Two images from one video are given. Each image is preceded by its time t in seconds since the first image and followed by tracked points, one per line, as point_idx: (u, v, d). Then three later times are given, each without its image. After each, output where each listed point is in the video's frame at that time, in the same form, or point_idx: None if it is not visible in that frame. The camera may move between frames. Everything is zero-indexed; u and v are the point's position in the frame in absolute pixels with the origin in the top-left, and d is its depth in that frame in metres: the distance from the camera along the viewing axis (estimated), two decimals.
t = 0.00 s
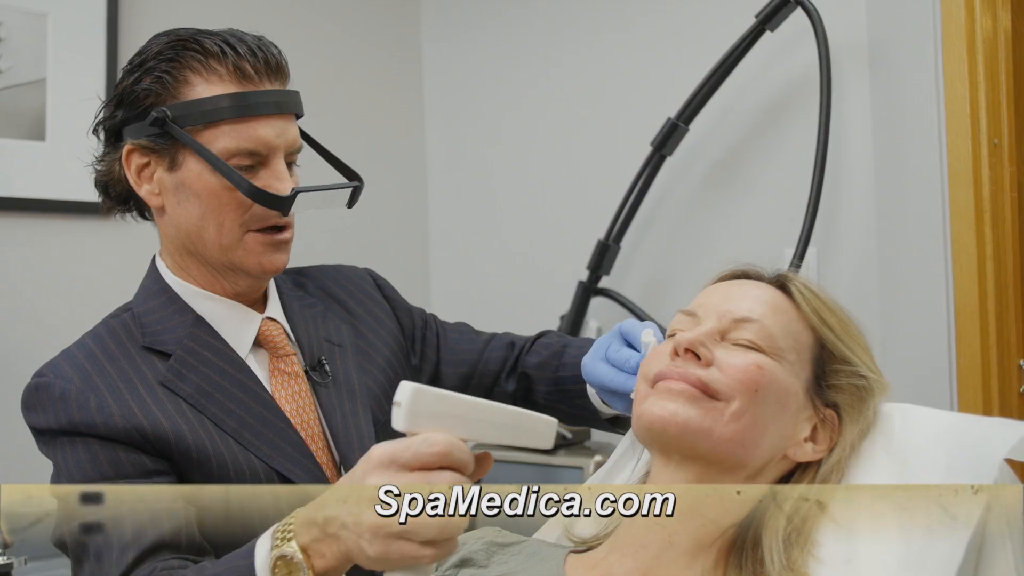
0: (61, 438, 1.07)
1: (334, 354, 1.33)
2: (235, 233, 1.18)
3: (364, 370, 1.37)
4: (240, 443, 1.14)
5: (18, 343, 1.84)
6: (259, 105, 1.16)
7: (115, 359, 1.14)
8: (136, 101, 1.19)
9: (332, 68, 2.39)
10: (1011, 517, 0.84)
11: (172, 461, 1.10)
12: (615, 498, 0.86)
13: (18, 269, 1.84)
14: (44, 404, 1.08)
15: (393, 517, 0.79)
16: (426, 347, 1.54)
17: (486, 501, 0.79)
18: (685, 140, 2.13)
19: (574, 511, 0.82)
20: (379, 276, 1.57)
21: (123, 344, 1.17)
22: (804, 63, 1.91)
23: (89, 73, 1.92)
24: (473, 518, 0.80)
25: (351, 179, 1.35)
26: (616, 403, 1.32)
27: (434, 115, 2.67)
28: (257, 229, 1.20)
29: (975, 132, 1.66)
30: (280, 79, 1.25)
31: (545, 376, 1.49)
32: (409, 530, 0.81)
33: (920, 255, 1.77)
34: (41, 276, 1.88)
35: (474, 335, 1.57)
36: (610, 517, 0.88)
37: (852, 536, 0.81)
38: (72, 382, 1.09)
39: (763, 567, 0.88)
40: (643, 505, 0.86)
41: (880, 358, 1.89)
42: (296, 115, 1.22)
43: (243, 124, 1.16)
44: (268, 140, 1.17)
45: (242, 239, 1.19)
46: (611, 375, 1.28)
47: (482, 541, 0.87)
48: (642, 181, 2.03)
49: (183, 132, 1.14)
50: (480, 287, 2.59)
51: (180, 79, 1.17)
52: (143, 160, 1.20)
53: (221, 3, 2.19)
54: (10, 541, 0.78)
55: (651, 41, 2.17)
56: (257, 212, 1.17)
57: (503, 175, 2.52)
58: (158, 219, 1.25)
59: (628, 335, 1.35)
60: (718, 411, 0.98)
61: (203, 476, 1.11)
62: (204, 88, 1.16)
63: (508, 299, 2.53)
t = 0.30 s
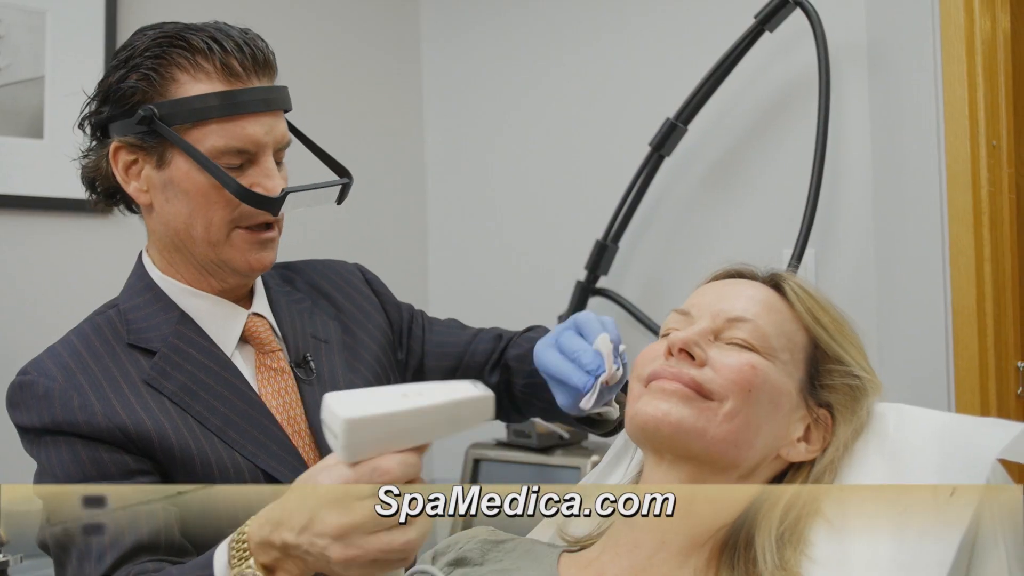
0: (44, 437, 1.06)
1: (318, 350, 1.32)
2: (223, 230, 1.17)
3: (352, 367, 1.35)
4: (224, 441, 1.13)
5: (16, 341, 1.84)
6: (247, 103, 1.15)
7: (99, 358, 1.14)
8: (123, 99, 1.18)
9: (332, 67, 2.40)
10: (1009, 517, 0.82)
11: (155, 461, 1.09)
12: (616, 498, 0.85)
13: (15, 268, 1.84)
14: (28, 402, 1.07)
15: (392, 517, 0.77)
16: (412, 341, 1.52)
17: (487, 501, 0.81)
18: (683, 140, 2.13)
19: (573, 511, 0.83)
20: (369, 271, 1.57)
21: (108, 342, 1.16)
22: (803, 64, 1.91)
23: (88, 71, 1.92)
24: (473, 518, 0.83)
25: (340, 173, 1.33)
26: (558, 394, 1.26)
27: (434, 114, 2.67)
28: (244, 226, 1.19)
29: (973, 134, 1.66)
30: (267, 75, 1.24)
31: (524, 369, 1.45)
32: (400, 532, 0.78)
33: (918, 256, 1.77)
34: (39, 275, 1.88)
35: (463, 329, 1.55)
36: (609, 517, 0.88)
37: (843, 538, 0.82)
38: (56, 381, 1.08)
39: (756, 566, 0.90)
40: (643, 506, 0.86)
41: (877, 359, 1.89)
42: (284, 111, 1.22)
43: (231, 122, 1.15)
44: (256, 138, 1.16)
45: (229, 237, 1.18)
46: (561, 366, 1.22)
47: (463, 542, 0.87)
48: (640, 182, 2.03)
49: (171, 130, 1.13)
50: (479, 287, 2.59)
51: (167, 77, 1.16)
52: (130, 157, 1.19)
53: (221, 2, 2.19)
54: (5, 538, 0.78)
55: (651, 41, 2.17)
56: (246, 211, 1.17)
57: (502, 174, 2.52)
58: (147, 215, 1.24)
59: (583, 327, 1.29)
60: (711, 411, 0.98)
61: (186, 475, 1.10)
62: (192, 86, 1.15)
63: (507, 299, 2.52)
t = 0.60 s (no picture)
0: (54, 424, 1.07)
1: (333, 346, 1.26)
2: (230, 220, 1.16)
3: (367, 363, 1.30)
4: (227, 434, 1.10)
5: (14, 340, 1.84)
6: (231, 92, 1.13)
7: (113, 347, 1.14)
8: (117, 110, 1.17)
9: (331, 67, 2.40)
10: (1009, 516, 0.82)
11: (161, 451, 1.08)
12: (616, 498, 0.86)
13: (14, 267, 1.84)
14: (42, 388, 1.09)
15: (393, 516, 0.79)
16: (433, 339, 1.48)
17: (486, 501, 0.81)
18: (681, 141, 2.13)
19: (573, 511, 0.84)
20: (388, 267, 1.53)
21: (123, 332, 1.16)
22: (801, 65, 1.91)
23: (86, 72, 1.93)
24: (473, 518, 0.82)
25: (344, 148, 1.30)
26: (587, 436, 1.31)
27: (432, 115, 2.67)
28: (251, 212, 1.18)
29: (971, 135, 1.66)
30: (254, 62, 1.22)
31: (544, 374, 1.46)
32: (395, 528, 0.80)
33: (916, 258, 1.77)
34: (36, 275, 1.88)
35: (481, 326, 1.53)
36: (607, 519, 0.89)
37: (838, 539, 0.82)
38: (68, 368, 1.09)
39: (752, 568, 0.89)
40: (643, 505, 0.86)
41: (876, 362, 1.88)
42: (275, 93, 1.19)
43: (220, 113, 1.13)
44: (246, 125, 1.14)
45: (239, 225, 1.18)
46: (586, 420, 1.27)
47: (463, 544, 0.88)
48: (638, 183, 2.03)
49: (164, 132, 1.12)
50: (477, 288, 2.59)
51: (153, 82, 1.15)
52: (136, 165, 1.19)
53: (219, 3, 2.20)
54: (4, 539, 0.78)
55: (650, 42, 2.17)
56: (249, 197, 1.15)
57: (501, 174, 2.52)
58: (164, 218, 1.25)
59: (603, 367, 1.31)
60: (708, 414, 0.98)
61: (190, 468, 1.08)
62: (177, 86, 1.14)
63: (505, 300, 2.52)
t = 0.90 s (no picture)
0: (134, 400, 1.09)
1: (404, 336, 1.22)
2: (291, 212, 1.15)
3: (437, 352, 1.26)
4: (296, 414, 1.08)
5: (15, 337, 1.85)
6: (278, 86, 1.11)
7: (192, 327, 1.14)
8: (184, 119, 1.18)
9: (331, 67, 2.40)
10: (1008, 515, 0.81)
11: (234, 430, 1.07)
12: (616, 498, 0.86)
13: (14, 265, 1.85)
14: (125, 360, 1.10)
15: (392, 516, 0.81)
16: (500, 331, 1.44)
17: (486, 502, 0.81)
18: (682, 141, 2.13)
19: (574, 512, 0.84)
20: (456, 263, 1.47)
21: (200, 312, 1.16)
22: (802, 66, 1.91)
23: (87, 70, 1.94)
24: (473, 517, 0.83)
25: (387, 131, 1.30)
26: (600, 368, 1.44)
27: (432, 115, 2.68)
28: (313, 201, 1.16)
29: (972, 135, 1.66)
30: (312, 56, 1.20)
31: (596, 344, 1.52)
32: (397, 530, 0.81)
33: (916, 259, 1.77)
34: (36, 272, 1.88)
35: (543, 315, 1.51)
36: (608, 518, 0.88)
37: (836, 539, 0.82)
38: (151, 344, 1.11)
39: (750, 567, 0.90)
40: (642, 506, 0.86)
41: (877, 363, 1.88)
42: (332, 83, 1.16)
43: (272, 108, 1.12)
44: (298, 118, 1.12)
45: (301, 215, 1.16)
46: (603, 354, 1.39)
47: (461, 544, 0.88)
48: (639, 183, 2.03)
49: (223, 136, 1.13)
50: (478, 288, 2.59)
51: (212, 88, 1.15)
52: (209, 168, 1.19)
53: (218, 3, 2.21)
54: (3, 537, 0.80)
55: (649, 42, 2.17)
56: (305, 186, 1.13)
57: (501, 174, 2.52)
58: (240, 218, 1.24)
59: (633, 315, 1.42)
60: (707, 414, 0.98)
61: (263, 444, 1.06)
62: (233, 89, 1.13)
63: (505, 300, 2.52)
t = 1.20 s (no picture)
0: (215, 368, 1.30)
1: (459, 328, 1.41)
2: (349, 203, 1.34)
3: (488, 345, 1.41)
4: (357, 387, 1.30)
5: (13, 326, 1.86)
6: (338, 86, 1.30)
7: (266, 304, 1.35)
8: (259, 119, 1.38)
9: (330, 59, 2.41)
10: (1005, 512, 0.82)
11: (302, 395, 1.29)
12: (615, 498, 0.88)
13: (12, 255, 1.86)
14: (203, 333, 1.32)
15: (393, 517, 0.84)
16: (560, 332, 1.55)
17: (486, 501, 0.87)
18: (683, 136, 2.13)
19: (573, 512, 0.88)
20: (530, 266, 1.60)
21: (275, 292, 1.38)
22: (803, 61, 1.91)
23: (88, 62, 1.94)
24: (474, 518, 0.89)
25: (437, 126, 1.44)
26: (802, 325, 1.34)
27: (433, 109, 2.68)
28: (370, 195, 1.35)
29: (972, 132, 1.66)
30: (366, 58, 1.38)
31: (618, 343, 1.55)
32: (399, 530, 0.85)
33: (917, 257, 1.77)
34: (35, 262, 1.89)
35: (606, 328, 1.56)
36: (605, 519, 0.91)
37: (835, 533, 0.81)
38: (227, 319, 1.32)
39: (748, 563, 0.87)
40: (642, 505, 0.88)
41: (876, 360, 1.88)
42: (383, 84, 1.34)
43: (330, 107, 1.31)
44: (354, 116, 1.31)
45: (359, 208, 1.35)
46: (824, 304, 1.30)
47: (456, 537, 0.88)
48: (639, 179, 2.03)
49: (290, 133, 1.33)
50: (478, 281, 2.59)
51: (281, 91, 1.35)
52: (282, 164, 1.40)
53: None
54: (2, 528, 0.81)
55: (649, 37, 2.17)
56: (366, 179, 1.32)
57: (501, 168, 2.52)
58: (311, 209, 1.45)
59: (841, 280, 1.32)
60: (707, 413, 0.98)
61: (326, 410, 1.28)
62: (297, 90, 1.33)
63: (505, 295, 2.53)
